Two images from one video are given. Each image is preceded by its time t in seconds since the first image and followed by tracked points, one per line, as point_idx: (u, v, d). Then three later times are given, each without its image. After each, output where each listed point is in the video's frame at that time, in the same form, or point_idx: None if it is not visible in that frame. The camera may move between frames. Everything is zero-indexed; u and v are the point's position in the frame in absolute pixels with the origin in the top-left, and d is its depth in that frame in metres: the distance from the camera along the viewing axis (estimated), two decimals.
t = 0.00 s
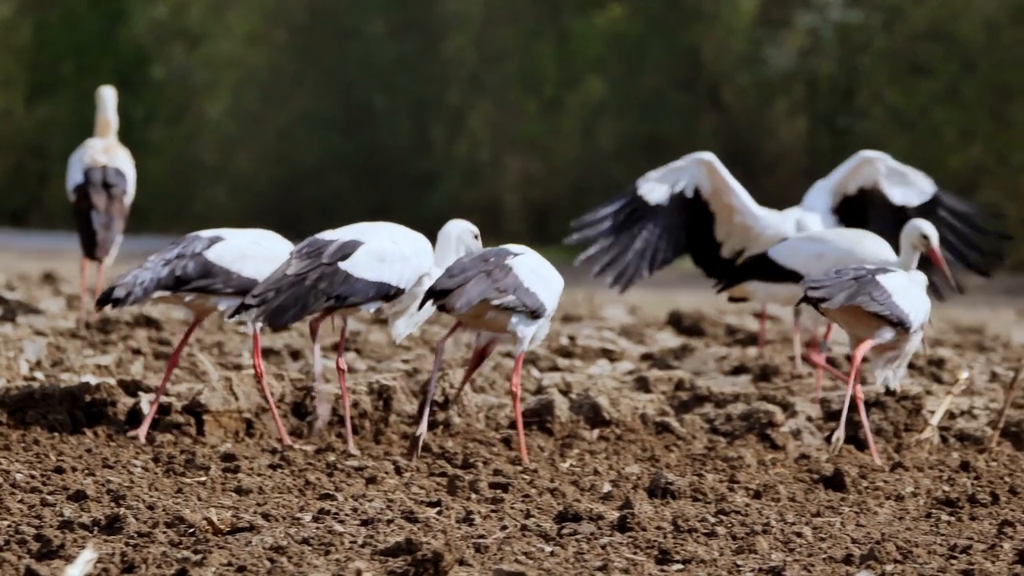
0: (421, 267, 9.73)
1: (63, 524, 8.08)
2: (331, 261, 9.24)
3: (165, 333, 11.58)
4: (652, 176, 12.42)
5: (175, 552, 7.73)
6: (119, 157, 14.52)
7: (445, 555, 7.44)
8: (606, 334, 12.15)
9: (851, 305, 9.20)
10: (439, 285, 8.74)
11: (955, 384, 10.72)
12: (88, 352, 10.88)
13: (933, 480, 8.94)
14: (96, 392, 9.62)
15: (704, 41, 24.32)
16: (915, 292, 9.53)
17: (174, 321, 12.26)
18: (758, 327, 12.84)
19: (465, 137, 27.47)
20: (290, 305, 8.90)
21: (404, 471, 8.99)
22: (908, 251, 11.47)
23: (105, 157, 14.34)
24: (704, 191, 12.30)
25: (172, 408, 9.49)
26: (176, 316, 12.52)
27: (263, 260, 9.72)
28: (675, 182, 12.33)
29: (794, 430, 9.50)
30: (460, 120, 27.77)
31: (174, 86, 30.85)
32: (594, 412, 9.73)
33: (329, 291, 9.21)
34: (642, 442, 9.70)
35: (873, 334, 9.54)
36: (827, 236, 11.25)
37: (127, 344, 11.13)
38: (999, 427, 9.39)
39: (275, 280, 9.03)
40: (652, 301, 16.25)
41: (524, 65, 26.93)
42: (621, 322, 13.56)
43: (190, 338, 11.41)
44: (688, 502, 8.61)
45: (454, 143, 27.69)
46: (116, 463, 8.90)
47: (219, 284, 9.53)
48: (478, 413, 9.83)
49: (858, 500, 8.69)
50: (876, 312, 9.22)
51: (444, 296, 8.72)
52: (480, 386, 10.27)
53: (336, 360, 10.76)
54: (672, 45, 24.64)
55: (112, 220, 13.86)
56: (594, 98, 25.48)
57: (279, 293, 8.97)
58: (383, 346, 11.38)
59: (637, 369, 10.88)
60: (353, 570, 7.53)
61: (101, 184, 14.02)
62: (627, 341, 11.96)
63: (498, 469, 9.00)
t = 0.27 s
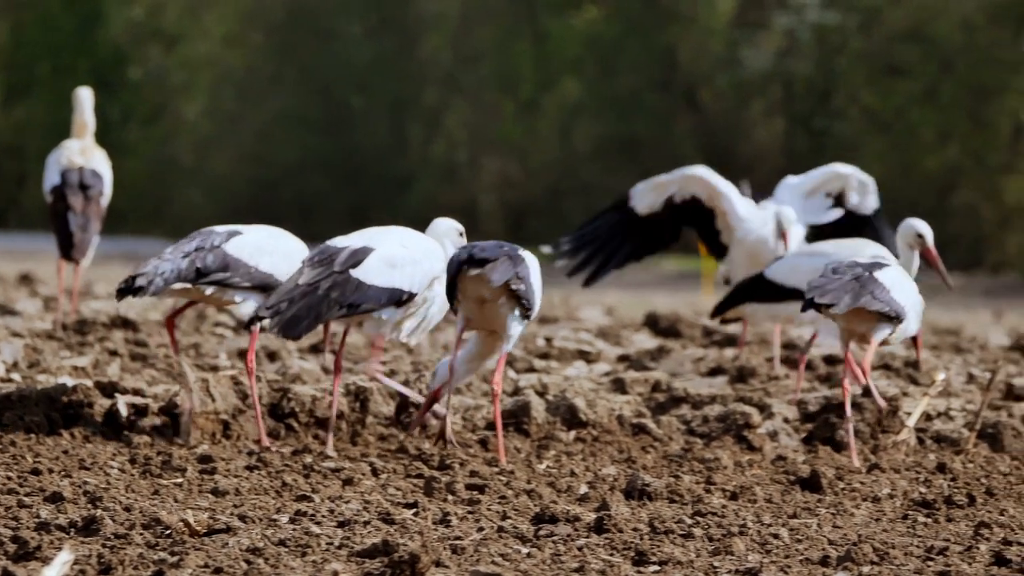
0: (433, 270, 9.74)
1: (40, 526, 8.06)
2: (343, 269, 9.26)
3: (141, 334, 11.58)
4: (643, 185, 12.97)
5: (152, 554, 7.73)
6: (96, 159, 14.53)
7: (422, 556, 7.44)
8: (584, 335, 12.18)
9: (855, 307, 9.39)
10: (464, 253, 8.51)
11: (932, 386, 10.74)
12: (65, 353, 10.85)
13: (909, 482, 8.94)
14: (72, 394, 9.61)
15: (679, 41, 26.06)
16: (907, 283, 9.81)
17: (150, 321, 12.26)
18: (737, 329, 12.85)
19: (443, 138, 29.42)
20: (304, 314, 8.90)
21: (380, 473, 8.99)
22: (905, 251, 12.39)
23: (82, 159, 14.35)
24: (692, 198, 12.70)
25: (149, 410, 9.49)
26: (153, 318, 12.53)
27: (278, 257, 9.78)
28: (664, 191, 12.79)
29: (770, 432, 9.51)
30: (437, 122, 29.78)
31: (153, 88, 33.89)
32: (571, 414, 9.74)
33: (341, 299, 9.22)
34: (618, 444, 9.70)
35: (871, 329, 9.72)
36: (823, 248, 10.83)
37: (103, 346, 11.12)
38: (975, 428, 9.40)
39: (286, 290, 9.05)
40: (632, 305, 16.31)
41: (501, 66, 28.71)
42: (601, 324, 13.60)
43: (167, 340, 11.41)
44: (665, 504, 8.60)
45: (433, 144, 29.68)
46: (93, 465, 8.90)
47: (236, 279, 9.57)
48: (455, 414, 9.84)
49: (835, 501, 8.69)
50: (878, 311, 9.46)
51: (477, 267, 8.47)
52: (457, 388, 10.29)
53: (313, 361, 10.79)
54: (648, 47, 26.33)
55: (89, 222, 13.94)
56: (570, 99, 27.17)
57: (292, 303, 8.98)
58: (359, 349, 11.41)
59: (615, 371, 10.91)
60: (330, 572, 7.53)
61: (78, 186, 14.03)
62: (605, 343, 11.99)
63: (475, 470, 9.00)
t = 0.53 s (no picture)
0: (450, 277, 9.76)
1: (16, 527, 8.05)
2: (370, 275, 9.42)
3: (117, 334, 11.58)
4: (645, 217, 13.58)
5: (128, 554, 7.71)
6: (73, 160, 14.55)
7: (399, 557, 7.43)
8: (561, 336, 12.21)
9: (857, 312, 9.35)
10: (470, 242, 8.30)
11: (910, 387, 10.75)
12: (42, 355, 10.82)
13: (886, 483, 8.94)
14: (50, 394, 9.61)
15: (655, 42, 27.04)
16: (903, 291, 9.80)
17: (127, 322, 12.27)
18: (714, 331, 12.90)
19: (420, 139, 30.15)
20: (331, 325, 9.12)
21: (357, 473, 8.99)
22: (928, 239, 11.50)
23: (59, 160, 14.36)
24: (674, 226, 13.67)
25: (126, 411, 9.50)
26: (130, 319, 12.54)
27: (280, 255, 9.93)
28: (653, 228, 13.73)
29: (747, 433, 9.52)
30: (415, 123, 30.42)
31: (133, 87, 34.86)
32: (547, 415, 9.75)
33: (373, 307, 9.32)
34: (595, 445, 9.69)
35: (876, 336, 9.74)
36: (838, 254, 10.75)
37: (80, 346, 11.12)
38: (952, 429, 9.44)
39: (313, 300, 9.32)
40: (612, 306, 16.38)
41: (478, 68, 29.26)
42: (579, 325, 13.64)
43: (143, 341, 11.42)
44: (642, 504, 8.59)
45: (410, 146, 30.35)
46: (69, 466, 8.89)
47: (242, 271, 9.65)
48: (431, 415, 9.87)
49: (811, 502, 8.70)
50: (877, 315, 9.44)
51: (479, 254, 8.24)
52: (434, 389, 10.33)
53: (289, 363, 10.82)
54: (624, 49, 27.26)
55: (66, 223, 13.97)
56: (547, 100, 28.21)
57: (322, 310, 9.25)
58: (336, 349, 11.44)
59: (592, 372, 10.94)
60: (306, 572, 7.50)
61: (56, 187, 14.05)
62: (582, 344, 12.02)
63: (452, 471, 9.00)
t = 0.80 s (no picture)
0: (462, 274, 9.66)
1: None
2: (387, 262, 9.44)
3: (96, 335, 11.59)
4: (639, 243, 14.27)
5: (108, 555, 7.69)
6: (53, 160, 14.55)
7: (379, 558, 7.40)
8: (541, 338, 12.23)
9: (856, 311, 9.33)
10: (454, 241, 8.33)
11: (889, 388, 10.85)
12: (21, 356, 10.79)
13: (866, 484, 8.95)
14: (30, 395, 9.59)
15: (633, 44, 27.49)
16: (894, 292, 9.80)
17: (107, 322, 12.26)
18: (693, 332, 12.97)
19: (400, 138, 30.42)
20: (358, 308, 9.19)
21: (336, 475, 8.99)
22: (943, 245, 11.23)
23: (39, 160, 14.36)
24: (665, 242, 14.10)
25: (106, 411, 9.50)
26: (109, 319, 12.52)
27: (275, 262, 9.80)
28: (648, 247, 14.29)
29: (727, 434, 9.55)
30: (396, 123, 30.52)
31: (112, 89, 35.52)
32: (527, 415, 9.80)
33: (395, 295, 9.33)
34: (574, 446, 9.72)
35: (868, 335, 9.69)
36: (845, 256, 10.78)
37: (59, 347, 11.09)
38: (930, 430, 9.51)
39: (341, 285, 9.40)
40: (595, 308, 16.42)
41: (459, 70, 29.56)
42: (560, 326, 13.66)
43: (122, 342, 11.40)
44: (622, 505, 8.58)
45: (389, 145, 30.60)
46: (49, 467, 8.87)
47: (237, 274, 9.51)
48: (411, 415, 9.90)
49: (791, 503, 8.69)
50: (874, 315, 9.41)
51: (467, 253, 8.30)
52: (414, 391, 10.34)
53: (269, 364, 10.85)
54: (602, 49, 27.64)
55: (46, 224, 14.01)
56: (526, 102, 28.50)
57: (347, 299, 9.30)
58: (316, 351, 11.46)
59: (571, 373, 10.97)
60: (285, 573, 7.46)
61: (36, 187, 14.05)
62: (561, 345, 12.04)
63: (431, 472, 9.00)
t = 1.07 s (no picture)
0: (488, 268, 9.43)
1: None
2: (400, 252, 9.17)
3: (71, 335, 11.58)
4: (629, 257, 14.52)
5: (83, 554, 7.68)
6: (27, 160, 14.57)
7: (354, 557, 7.39)
8: (518, 337, 12.25)
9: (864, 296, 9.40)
10: (422, 244, 8.40)
11: (864, 387, 10.89)
12: None
13: (841, 484, 8.96)
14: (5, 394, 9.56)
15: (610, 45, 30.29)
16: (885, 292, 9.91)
17: (81, 322, 12.25)
18: (669, 332, 13.00)
19: (377, 138, 33.30)
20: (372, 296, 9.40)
21: (312, 474, 8.99)
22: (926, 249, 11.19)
23: (13, 161, 14.39)
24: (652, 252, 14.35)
25: (82, 411, 9.51)
26: (83, 319, 12.49)
27: (263, 263, 9.81)
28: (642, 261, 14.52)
29: (701, 433, 9.58)
30: (370, 123, 33.34)
31: (87, 86, 36.46)
32: (502, 415, 9.83)
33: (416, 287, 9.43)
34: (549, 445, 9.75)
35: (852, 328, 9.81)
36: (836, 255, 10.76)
37: (34, 346, 11.07)
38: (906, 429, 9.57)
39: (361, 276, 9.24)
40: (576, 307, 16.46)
41: (433, 68, 32.32)
42: (538, 325, 13.68)
43: (97, 341, 11.39)
44: (597, 505, 8.57)
45: (365, 145, 33.48)
46: (24, 466, 8.84)
47: (225, 273, 9.52)
48: (385, 415, 9.92)
49: (767, 503, 8.69)
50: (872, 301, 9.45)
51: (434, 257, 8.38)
52: (389, 390, 10.36)
53: (244, 363, 10.87)
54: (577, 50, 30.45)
55: (21, 224, 13.96)
56: (501, 102, 31.44)
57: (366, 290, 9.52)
58: (291, 350, 11.47)
59: (546, 372, 11.00)
60: (261, 573, 7.45)
61: (11, 187, 14.04)
62: (537, 345, 12.05)
63: (407, 472, 8.99)
